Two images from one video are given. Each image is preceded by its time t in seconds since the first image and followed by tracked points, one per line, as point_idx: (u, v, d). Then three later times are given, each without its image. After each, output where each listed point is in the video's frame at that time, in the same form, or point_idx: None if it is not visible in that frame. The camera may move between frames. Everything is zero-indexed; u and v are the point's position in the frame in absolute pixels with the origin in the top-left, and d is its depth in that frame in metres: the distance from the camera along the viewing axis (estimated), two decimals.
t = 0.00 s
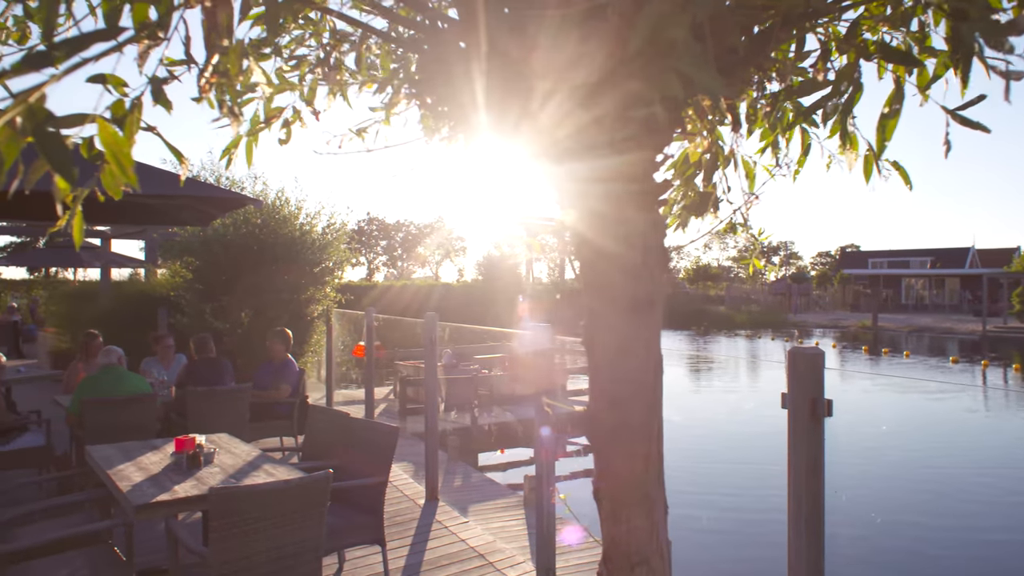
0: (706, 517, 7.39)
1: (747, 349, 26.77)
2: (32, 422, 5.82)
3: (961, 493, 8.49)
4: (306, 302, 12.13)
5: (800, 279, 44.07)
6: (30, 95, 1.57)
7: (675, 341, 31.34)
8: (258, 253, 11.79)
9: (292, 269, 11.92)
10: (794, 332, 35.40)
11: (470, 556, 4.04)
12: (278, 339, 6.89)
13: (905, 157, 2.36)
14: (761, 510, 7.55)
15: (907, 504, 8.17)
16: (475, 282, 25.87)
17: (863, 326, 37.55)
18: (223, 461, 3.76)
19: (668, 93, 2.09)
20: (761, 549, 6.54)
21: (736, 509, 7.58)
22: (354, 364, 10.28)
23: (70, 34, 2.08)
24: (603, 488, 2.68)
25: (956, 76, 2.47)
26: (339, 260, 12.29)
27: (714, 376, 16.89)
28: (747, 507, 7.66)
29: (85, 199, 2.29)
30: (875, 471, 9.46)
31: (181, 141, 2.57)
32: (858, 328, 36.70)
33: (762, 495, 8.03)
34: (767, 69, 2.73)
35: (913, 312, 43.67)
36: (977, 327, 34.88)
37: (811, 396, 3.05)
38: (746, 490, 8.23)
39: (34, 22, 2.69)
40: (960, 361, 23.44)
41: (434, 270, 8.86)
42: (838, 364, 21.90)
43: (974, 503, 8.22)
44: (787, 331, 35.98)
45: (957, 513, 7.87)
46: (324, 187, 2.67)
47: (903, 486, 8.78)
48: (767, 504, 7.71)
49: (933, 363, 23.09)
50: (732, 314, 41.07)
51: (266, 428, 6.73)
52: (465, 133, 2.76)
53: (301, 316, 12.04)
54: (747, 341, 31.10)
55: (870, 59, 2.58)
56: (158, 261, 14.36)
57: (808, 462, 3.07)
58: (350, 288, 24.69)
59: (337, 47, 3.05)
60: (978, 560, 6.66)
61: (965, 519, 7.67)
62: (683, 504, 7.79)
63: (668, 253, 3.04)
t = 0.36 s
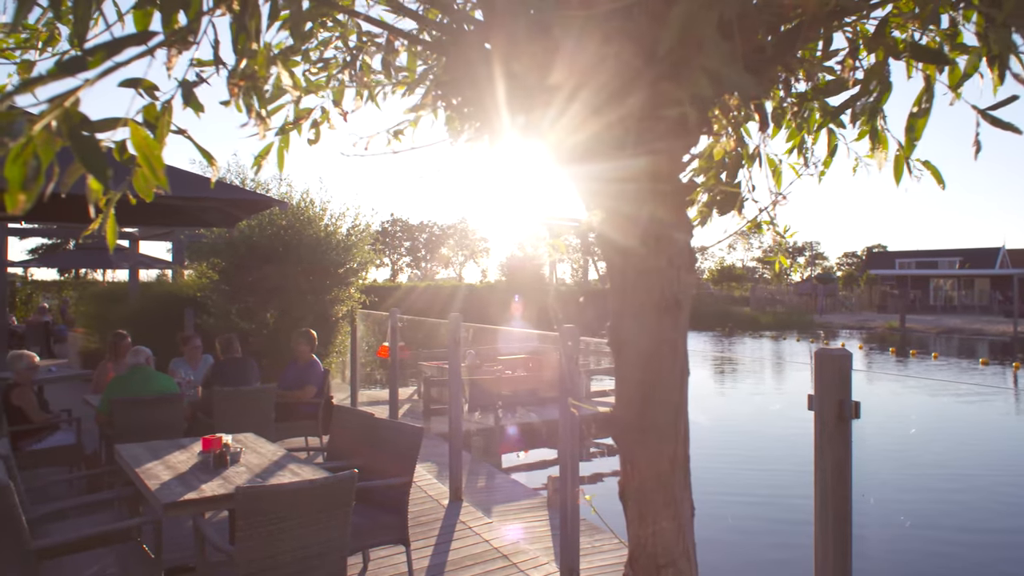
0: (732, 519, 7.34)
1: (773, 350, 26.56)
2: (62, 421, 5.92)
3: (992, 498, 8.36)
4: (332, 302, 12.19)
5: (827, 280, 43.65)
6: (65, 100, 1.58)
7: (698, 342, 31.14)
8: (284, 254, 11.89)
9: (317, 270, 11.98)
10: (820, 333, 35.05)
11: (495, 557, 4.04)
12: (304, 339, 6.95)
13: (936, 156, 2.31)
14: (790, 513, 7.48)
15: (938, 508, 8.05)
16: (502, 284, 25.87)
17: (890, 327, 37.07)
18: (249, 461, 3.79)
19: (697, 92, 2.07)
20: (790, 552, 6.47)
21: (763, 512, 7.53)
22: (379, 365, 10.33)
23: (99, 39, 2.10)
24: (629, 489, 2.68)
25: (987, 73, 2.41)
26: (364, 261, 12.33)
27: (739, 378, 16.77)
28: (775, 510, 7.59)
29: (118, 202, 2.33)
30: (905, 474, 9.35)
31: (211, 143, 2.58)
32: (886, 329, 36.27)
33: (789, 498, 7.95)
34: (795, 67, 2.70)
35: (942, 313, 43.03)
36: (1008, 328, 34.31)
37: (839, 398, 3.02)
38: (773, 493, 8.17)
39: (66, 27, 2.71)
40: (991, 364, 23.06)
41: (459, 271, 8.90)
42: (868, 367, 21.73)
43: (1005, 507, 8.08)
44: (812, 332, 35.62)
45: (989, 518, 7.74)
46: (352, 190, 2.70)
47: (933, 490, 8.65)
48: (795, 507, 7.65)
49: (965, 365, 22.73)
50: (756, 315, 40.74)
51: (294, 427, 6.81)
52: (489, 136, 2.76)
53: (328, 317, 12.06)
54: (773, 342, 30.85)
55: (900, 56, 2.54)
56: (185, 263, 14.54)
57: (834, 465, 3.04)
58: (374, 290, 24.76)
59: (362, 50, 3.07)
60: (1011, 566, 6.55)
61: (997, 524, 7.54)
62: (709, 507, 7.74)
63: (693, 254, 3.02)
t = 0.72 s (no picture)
0: (756, 523, 7.29)
1: (798, 352, 26.29)
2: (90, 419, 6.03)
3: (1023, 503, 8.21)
4: (357, 303, 12.21)
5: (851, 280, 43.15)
6: (94, 102, 1.59)
7: (722, 342, 30.97)
8: (307, 255, 11.95)
9: (341, 271, 12.03)
10: (845, 334, 34.66)
11: (518, 557, 4.05)
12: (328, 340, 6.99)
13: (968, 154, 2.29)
14: (814, 517, 7.41)
15: (967, 514, 7.92)
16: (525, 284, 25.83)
17: (917, 328, 36.57)
18: (274, 460, 3.82)
19: (722, 93, 2.05)
20: (816, 557, 6.41)
21: (788, 516, 7.47)
22: (402, 366, 10.36)
23: (131, 43, 2.13)
24: (654, 491, 2.68)
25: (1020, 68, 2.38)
26: (387, 261, 12.39)
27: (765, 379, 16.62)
28: (800, 514, 7.53)
29: (148, 204, 2.36)
30: (932, 478, 9.22)
31: (239, 145, 2.60)
32: (912, 331, 35.77)
33: (813, 502, 7.88)
34: (822, 66, 2.69)
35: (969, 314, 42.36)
36: None
37: (865, 400, 3.00)
38: (797, 496, 8.10)
39: (98, 33, 2.75)
40: None
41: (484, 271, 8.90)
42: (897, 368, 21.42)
43: None
44: (837, 333, 35.25)
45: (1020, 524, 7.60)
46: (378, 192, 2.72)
47: (962, 495, 8.52)
48: (820, 511, 7.57)
49: (998, 368, 22.31)
50: (779, 315, 40.42)
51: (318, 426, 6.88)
52: (514, 138, 2.77)
53: (352, 317, 12.13)
54: (796, 343, 30.58)
55: (930, 54, 2.52)
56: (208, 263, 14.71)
57: (860, 468, 3.01)
58: (398, 290, 24.84)
59: (387, 52, 3.08)
60: None
61: None
62: (732, 509, 7.69)
63: (719, 255, 3.01)
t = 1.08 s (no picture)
0: (777, 527, 7.24)
1: (820, 354, 26.05)
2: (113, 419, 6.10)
3: None
4: (377, 304, 12.27)
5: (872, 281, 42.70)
6: (124, 107, 1.59)
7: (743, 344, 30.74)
8: (328, 256, 12.03)
9: (361, 272, 12.10)
10: (867, 336, 34.32)
11: (538, 559, 4.05)
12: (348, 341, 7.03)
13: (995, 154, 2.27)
14: (837, 522, 7.34)
15: (992, 519, 7.81)
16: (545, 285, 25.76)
17: (940, 330, 36.13)
18: (296, 461, 3.84)
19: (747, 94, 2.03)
20: (839, 562, 6.35)
21: (810, 520, 7.41)
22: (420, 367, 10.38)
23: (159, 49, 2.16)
24: (676, 493, 2.67)
25: None
26: (406, 264, 12.53)
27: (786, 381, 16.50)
28: (822, 518, 7.47)
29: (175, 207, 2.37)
30: (956, 482, 9.11)
31: (262, 147, 2.61)
32: (935, 332, 35.34)
33: (836, 506, 7.81)
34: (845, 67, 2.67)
35: (994, 316, 41.79)
36: None
37: (889, 402, 2.98)
38: (819, 500, 8.04)
39: (123, 38, 2.78)
40: None
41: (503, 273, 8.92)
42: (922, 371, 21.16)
43: None
44: (858, 334, 34.91)
45: None
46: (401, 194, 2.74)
47: (988, 500, 8.40)
48: (842, 515, 7.51)
49: None
50: (799, 317, 40.12)
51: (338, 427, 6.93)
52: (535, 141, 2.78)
53: (373, 318, 12.20)
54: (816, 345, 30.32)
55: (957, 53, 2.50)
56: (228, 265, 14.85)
57: (885, 471, 2.99)
58: (418, 291, 24.90)
59: (408, 54, 3.10)
60: None
61: None
62: (754, 513, 7.65)
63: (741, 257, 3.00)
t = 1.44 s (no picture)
0: (795, 531, 7.18)
1: (841, 356, 25.78)
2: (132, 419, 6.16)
3: None
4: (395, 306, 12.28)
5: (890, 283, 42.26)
6: (147, 110, 1.60)
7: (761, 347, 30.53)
8: (345, 259, 12.05)
9: (377, 273, 12.10)
10: (886, 338, 33.98)
11: (555, 561, 4.05)
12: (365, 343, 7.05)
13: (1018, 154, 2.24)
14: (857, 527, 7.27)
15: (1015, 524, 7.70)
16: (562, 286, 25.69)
17: (961, 332, 35.68)
18: (313, 462, 3.86)
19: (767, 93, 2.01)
20: (859, 567, 6.28)
21: (828, 525, 7.34)
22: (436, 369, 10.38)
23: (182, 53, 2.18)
24: (695, 495, 2.66)
25: None
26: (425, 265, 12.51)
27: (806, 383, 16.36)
28: (841, 522, 7.40)
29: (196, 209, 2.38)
30: (978, 487, 8.99)
31: (282, 150, 2.62)
32: (957, 335, 34.92)
33: (855, 510, 7.73)
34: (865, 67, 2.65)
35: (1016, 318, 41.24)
36: None
37: (910, 405, 2.95)
38: (838, 504, 7.96)
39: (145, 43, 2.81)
40: None
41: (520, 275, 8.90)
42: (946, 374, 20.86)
43: None
44: (877, 336, 34.58)
45: None
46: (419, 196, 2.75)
47: (1011, 505, 8.28)
48: (860, 520, 7.44)
49: None
50: (816, 319, 39.84)
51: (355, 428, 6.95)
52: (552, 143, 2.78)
53: (389, 321, 12.14)
54: (834, 347, 30.06)
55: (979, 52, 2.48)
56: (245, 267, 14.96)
57: (906, 475, 2.96)
58: (435, 293, 24.92)
59: (426, 55, 3.11)
60: None
61: None
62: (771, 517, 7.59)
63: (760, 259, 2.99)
